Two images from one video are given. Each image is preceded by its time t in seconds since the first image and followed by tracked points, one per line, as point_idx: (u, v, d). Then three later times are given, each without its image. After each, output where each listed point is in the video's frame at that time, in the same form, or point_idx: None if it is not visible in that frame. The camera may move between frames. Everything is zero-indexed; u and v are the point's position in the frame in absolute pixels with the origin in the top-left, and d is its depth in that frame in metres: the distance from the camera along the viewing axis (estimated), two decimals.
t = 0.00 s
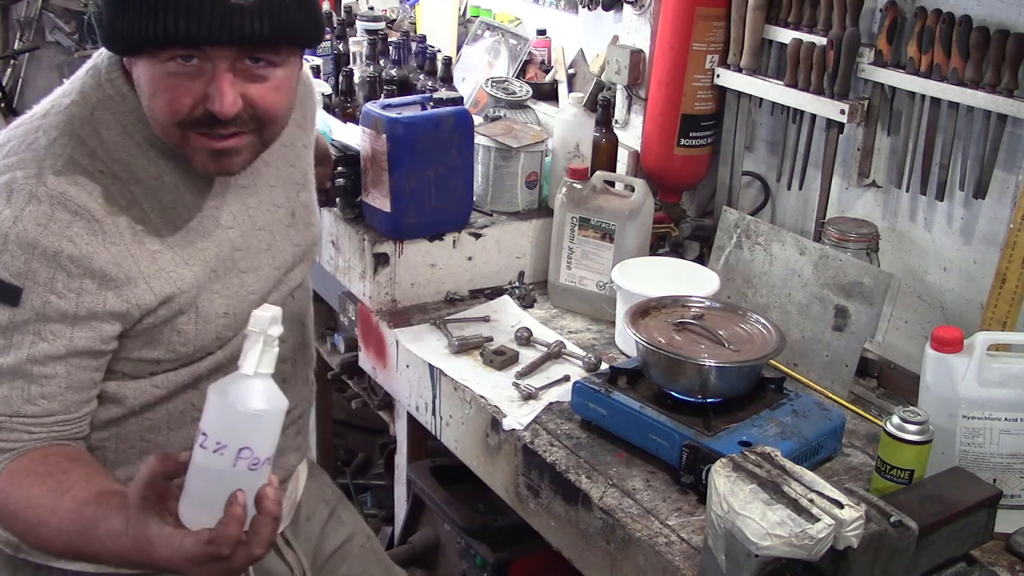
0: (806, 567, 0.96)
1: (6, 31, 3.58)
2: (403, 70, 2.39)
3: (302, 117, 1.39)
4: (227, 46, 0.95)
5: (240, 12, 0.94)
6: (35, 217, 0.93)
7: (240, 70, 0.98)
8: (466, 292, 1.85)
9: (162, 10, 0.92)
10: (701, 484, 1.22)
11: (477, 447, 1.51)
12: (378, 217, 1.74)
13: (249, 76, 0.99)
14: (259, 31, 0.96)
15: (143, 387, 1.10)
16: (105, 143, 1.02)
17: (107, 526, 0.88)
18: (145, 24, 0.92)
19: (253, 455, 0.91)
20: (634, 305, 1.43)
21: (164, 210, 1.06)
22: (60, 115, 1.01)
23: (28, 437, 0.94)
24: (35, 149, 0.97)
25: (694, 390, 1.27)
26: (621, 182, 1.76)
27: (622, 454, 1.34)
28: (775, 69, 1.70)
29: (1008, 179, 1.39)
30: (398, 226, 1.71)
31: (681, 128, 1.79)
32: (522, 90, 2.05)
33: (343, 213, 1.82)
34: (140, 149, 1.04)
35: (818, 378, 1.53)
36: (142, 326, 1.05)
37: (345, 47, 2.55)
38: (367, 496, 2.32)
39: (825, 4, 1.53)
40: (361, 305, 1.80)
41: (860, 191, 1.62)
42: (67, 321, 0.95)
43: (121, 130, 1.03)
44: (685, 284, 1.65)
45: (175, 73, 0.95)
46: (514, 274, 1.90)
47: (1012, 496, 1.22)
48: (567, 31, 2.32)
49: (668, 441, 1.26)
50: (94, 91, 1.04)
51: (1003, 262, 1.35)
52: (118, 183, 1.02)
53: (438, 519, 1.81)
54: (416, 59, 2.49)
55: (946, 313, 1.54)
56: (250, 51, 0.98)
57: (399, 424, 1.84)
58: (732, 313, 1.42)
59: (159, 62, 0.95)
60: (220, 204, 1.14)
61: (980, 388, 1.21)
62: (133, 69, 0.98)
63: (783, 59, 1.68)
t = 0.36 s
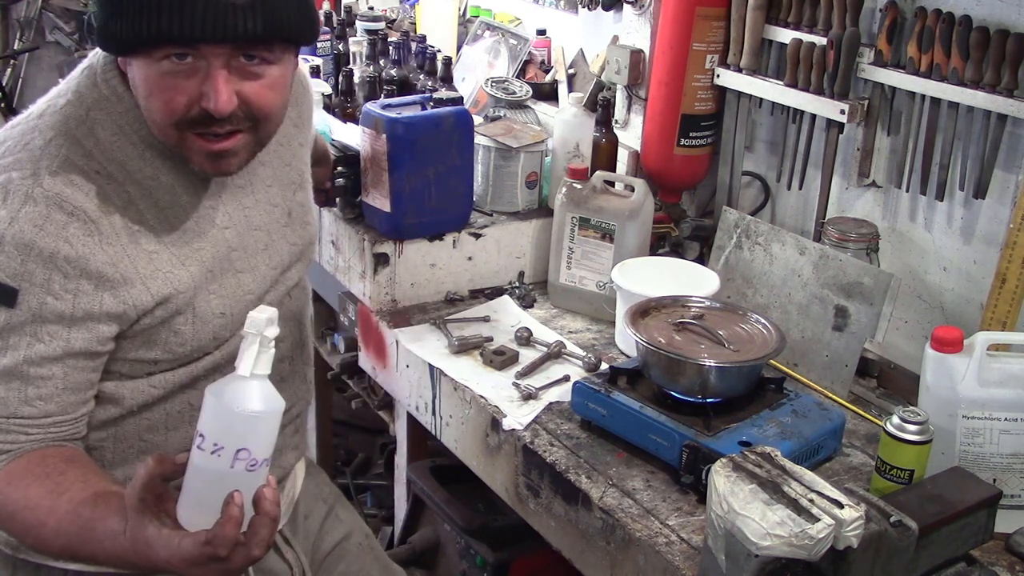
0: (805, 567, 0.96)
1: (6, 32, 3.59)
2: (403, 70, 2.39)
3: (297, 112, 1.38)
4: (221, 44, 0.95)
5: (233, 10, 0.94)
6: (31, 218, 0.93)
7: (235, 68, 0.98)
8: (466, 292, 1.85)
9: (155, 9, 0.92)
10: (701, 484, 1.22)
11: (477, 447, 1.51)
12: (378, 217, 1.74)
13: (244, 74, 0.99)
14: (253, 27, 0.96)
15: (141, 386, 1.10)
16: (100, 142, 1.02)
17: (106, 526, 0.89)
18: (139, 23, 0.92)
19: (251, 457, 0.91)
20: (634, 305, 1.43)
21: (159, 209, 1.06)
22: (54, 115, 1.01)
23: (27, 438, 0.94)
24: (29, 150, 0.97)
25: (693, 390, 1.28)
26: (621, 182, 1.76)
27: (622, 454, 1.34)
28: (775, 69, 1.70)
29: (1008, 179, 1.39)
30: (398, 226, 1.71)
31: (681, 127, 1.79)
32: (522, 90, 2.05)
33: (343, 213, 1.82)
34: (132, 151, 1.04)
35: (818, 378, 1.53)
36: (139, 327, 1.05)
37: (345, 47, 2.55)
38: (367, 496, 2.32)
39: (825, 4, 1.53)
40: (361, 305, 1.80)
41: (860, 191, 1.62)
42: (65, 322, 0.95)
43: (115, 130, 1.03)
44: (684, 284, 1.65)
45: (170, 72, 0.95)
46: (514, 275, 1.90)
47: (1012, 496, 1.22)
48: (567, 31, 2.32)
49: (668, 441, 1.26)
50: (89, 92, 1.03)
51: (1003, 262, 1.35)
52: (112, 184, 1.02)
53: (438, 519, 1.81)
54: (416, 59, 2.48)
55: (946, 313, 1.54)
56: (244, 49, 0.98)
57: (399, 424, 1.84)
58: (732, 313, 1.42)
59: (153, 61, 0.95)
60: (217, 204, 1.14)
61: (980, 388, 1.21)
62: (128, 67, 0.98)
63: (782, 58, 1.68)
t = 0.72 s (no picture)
0: (806, 567, 0.96)
1: (6, 32, 3.60)
2: (403, 70, 2.39)
3: (297, 112, 1.38)
4: (221, 37, 0.95)
5: (233, 3, 0.94)
6: (34, 217, 0.93)
7: (236, 61, 0.98)
8: (466, 292, 1.85)
9: (156, 2, 0.92)
10: (701, 484, 1.22)
11: (478, 446, 1.51)
12: (378, 217, 1.74)
13: (244, 67, 0.99)
14: (253, 21, 0.96)
15: (145, 387, 1.10)
16: (102, 141, 1.02)
17: (116, 522, 0.89)
18: (139, 18, 0.92)
19: (264, 444, 0.91)
20: (634, 305, 1.43)
21: (161, 207, 1.06)
22: (54, 115, 1.01)
23: (33, 438, 0.94)
24: (32, 150, 0.97)
25: (693, 390, 1.28)
26: (621, 182, 1.76)
27: (622, 454, 1.34)
28: (776, 68, 1.68)
29: (1008, 179, 1.39)
30: (398, 226, 1.71)
31: (681, 127, 1.79)
32: (522, 90, 2.05)
33: (343, 213, 1.82)
34: (134, 150, 1.04)
35: (818, 378, 1.53)
36: (142, 326, 1.05)
37: (345, 47, 2.55)
38: (367, 496, 2.32)
39: (826, 4, 1.53)
40: (361, 305, 1.80)
41: (860, 191, 1.62)
42: (69, 321, 0.95)
43: (116, 128, 1.03)
44: (685, 284, 1.65)
45: (169, 66, 0.95)
46: (514, 275, 1.90)
47: (1012, 496, 1.22)
48: (566, 31, 2.32)
49: (668, 441, 1.26)
50: (89, 90, 1.03)
51: (1003, 262, 1.35)
52: (114, 182, 1.02)
53: (438, 519, 1.81)
54: (416, 59, 2.49)
55: (946, 313, 1.54)
56: (244, 42, 0.98)
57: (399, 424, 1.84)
58: (732, 313, 1.42)
59: (154, 56, 0.95)
60: (218, 203, 1.14)
61: (980, 388, 1.21)
62: (128, 61, 0.98)
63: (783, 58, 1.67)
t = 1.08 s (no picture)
0: (806, 566, 0.96)
1: (6, 32, 3.60)
2: (403, 70, 2.39)
3: (296, 111, 1.38)
4: (221, 33, 0.95)
5: None
6: (33, 216, 0.93)
7: (236, 57, 0.98)
8: (466, 292, 1.85)
9: None
10: (701, 484, 1.22)
11: (477, 446, 1.51)
12: (378, 217, 1.74)
13: (244, 63, 0.99)
14: (254, 17, 0.96)
15: (145, 387, 1.10)
16: (101, 140, 1.02)
17: (115, 523, 0.89)
18: (138, 14, 0.92)
19: (264, 446, 0.91)
20: (634, 305, 1.43)
21: (159, 206, 1.06)
22: (53, 114, 1.01)
23: (32, 439, 0.94)
24: (31, 150, 0.97)
25: (693, 390, 1.28)
26: (620, 183, 1.76)
27: (622, 454, 1.34)
28: (775, 69, 1.69)
29: (1008, 178, 1.39)
30: (398, 226, 1.71)
31: (681, 127, 1.79)
32: (522, 90, 2.05)
33: (343, 213, 1.82)
34: (132, 149, 1.04)
35: (818, 378, 1.53)
36: (141, 326, 1.05)
37: (345, 47, 2.55)
38: (368, 496, 2.32)
39: (826, 4, 1.53)
40: (361, 305, 1.80)
41: (860, 191, 1.62)
42: (68, 321, 0.95)
43: (114, 127, 1.03)
44: (685, 284, 1.65)
45: (169, 63, 0.95)
46: (514, 275, 1.90)
47: (1012, 496, 1.22)
48: (567, 31, 2.32)
49: (667, 441, 1.26)
50: (87, 89, 1.03)
51: (1003, 262, 1.35)
52: (113, 181, 1.02)
53: (438, 519, 1.81)
54: (416, 59, 2.48)
55: (946, 313, 1.54)
56: (245, 39, 0.98)
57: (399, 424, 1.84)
58: (732, 313, 1.42)
59: (154, 53, 0.95)
60: (217, 203, 1.14)
61: (980, 388, 1.21)
62: (128, 59, 0.98)
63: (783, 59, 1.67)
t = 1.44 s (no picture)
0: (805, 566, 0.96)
1: (6, 32, 3.61)
2: (403, 70, 2.39)
3: (296, 111, 1.38)
4: (222, 31, 0.95)
5: None
6: (34, 216, 0.93)
7: (238, 54, 0.98)
8: (466, 292, 1.85)
9: None
10: (701, 484, 1.22)
11: (478, 446, 1.51)
12: (378, 217, 1.74)
13: (246, 61, 0.99)
14: (255, 15, 0.96)
15: (147, 388, 1.10)
16: (102, 139, 1.02)
17: (119, 522, 0.89)
18: (138, 12, 0.92)
19: (269, 441, 0.91)
20: (634, 305, 1.43)
21: (160, 205, 1.06)
22: (54, 113, 1.01)
23: (32, 439, 0.94)
24: (33, 149, 0.97)
25: (693, 390, 1.28)
26: (621, 182, 1.76)
27: (622, 454, 1.34)
28: (775, 69, 1.69)
29: (1008, 179, 1.39)
30: (398, 226, 1.71)
31: (681, 127, 1.79)
32: (522, 90, 2.05)
33: (343, 213, 1.82)
34: (134, 148, 1.04)
35: (818, 378, 1.53)
36: (142, 325, 1.05)
37: (345, 47, 2.55)
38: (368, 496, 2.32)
39: (826, 4, 1.53)
40: (361, 305, 1.80)
41: (860, 191, 1.62)
42: (69, 320, 0.95)
43: (115, 126, 1.03)
44: (685, 284, 1.65)
45: (171, 60, 0.95)
46: (514, 275, 1.90)
47: (1012, 496, 1.22)
48: (566, 31, 2.32)
49: (667, 441, 1.26)
50: (88, 88, 1.03)
51: (1003, 262, 1.35)
52: (115, 180, 1.02)
53: (438, 518, 1.81)
54: (416, 59, 2.48)
55: (946, 313, 1.54)
56: (246, 36, 0.98)
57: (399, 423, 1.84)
58: (732, 313, 1.42)
59: (155, 50, 0.95)
60: (218, 202, 1.14)
61: (980, 388, 1.21)
62: (130, 58, 0.99)
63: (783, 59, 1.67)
